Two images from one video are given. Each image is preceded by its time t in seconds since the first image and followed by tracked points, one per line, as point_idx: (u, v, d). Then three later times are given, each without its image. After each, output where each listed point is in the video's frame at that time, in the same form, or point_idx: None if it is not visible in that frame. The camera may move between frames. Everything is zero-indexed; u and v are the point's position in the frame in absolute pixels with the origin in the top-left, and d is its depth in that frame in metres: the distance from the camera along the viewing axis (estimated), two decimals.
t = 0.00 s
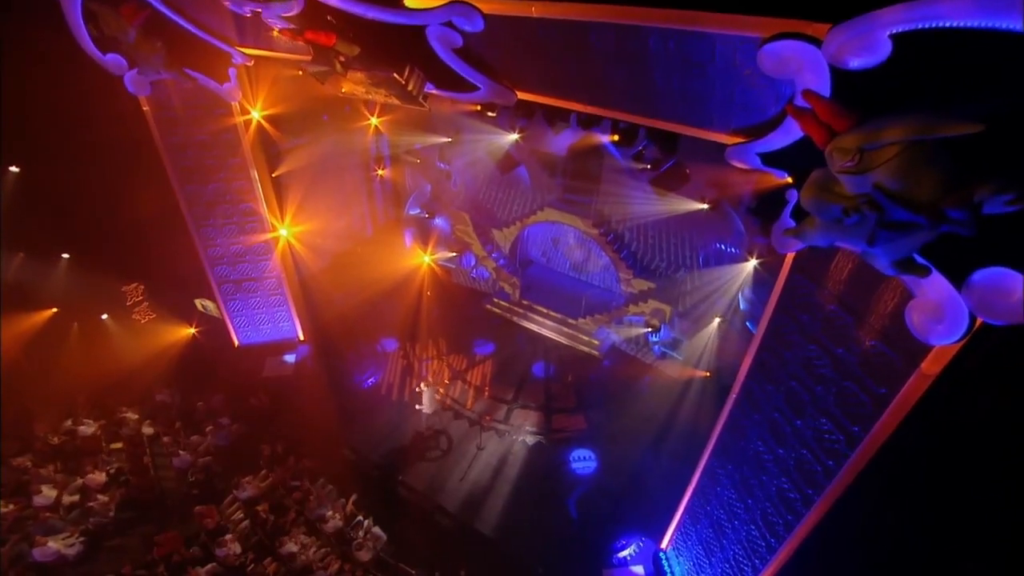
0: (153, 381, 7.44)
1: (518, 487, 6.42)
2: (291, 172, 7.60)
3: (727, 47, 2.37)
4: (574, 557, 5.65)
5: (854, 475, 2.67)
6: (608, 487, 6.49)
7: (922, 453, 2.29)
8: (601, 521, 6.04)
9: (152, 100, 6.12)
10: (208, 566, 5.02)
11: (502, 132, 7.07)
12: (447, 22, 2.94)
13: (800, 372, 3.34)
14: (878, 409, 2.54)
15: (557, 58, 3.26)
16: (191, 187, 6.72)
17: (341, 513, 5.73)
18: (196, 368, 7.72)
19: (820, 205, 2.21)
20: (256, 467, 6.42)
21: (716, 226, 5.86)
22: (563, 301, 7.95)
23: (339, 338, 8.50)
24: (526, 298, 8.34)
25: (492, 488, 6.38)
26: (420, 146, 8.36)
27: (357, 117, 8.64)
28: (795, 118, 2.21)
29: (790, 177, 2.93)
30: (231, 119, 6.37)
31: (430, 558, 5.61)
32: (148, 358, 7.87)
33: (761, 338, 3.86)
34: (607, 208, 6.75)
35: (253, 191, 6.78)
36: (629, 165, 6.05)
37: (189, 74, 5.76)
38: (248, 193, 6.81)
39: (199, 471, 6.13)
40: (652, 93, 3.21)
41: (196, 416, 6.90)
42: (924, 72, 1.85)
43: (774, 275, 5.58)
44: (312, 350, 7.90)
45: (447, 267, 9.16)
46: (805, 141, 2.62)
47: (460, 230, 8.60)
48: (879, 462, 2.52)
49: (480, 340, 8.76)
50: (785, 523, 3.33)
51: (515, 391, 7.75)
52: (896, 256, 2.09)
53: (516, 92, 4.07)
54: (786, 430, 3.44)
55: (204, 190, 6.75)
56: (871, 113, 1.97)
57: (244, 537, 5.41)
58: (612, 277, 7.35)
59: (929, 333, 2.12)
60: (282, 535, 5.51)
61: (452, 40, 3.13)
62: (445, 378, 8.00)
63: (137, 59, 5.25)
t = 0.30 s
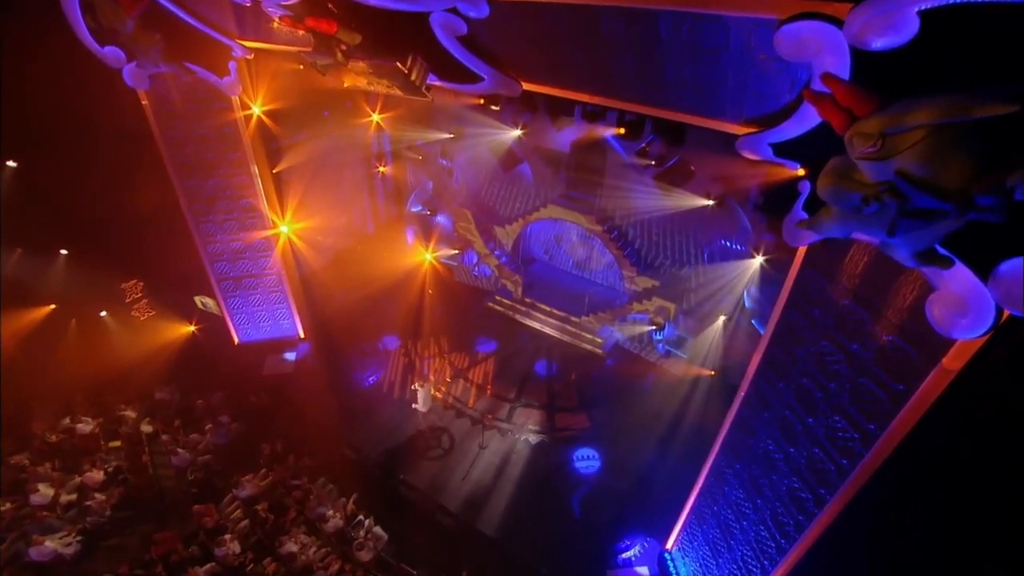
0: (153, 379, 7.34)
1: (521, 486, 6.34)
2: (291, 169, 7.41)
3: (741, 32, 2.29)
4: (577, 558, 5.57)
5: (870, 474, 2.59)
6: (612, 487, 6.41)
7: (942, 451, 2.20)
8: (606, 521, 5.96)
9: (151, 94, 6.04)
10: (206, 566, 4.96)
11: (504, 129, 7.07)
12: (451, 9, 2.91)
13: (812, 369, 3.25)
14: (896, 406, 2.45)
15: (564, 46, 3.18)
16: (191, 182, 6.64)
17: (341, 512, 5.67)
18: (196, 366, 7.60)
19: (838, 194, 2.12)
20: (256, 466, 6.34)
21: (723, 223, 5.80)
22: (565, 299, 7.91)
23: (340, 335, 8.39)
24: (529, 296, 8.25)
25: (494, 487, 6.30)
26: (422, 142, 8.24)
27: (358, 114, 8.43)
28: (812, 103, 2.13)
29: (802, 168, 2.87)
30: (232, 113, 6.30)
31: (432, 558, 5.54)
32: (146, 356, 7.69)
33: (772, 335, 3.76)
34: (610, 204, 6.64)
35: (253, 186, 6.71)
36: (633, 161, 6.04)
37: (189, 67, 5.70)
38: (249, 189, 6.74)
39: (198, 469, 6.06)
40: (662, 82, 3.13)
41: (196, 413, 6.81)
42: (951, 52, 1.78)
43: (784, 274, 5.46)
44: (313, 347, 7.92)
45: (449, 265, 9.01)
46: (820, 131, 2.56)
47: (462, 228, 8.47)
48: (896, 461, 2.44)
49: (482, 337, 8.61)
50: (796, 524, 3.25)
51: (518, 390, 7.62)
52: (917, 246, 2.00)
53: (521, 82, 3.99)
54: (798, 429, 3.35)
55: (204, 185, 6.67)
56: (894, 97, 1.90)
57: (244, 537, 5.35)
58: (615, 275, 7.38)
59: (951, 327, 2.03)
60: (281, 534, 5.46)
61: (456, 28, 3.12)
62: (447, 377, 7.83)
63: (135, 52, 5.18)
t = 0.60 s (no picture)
0: (152, 376, 7.25)
1: (525, 485, 6.25)
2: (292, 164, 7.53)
3: (759, 10, 2.23)
4: (582, 558, 5.49)
5: (888, 473, 2.49)
6: (617, 487, 6.32)
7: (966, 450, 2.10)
8: (611, 521, 5.87)
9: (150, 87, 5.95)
10: (204, 565, 4.92)
11: (507, 123, 7.02)
12: None
13: (826, 364, 3.13)
14: (917, 402, 2.35)
15: (572, 31, 3.08)
16: (190, 176, 6.55)
17: (342, 511, 5.59)
18: (195, 363, 7.51)
19: (860, 180, 2.04)
20: (256, 464, 6.25)
21: (730, 218, 5.68)
22: (569, 297, 7.78)
23: (341, 333, 8.28)
24: (531, 293, 8.10)
25: (498, 486, 6.21)
26: (425, 138, 8.16)
27: (359, 109, 8.48)
28: (834, 85, 2.03)
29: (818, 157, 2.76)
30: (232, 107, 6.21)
31: (434, 558, 5.47)
32: (144, 355, 7.53)
33: (784, 330, 3.63)
34: (615, 200, 6.56)
35: (254, 181, 6.63)
36: (638, 156, 5.99)
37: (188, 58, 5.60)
38: (249, 183, 6.65)
39: (197, 467, 5.98)
40: (673, 67, 3.03)
41: (195, 410, 6.72)
42: (987, 26, 1.68)
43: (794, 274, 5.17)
44: (314, 345, 7.82)
45: (451, 262, 8.94)
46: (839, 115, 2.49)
47: (465, 224, 8.40)
48: (916, 459, 2.35)
49: (484, 336, 8.42)
50: (810, 524, 3.16)
51: (521, 388, 7.52)
52: (943, 235, 1.93)
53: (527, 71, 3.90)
54: (812, 427, 3.24)
55: (203, 180, 6.58)
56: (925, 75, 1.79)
57: (243, 537, 5.29)
58: (619, 272, 7.34)
59: (980, 319, 1.92)
60: (281, 534, 5.39)
61: (462, 14, 3.02)
62: (449, 374, 7.68)
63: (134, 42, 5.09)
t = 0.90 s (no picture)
0: (150, 373, 7.11)
1: (529, 484, 6.15)
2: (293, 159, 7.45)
3: None
4: (587, 558, 5.38)
5: (910, 471, 2.39)
6: (622, 486, 6.22)
7: (995, 445, 2.01)
8: (616, 520, 5.78)
9: (148, 79, 5.87)
10: (202, 564, 4.84)
11: (511, 118, 6.98)
12: None
13: (843, 359, 3.02)
14: (943, 397, 2.25)
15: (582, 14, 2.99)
16: (190, 170, 6.46)
17: (342, 510, 5.51)
18: (194, 359, 7.42)
19: (886, 162, 1.92)
20: (256, 462, 6.16)
21: (737, 212, 5.64)
22: (572, 293, 7.57)
23: (342, 331, 8.17)
24: (535, 290, 7.90)
25: (501, 485, 6.11)
26: (427, 133, 8.09)
27: (361, 104, 8.41)
28: (859, 62, 1.95)
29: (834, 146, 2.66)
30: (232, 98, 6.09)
31: (435, 558, 5.38)
32: (144, 353, 7.40)
33: (796, 324, 3.50)
34: (619, 196, 6.48)
35: (254, 175, 6.52)
36: (643, 151, 5.94)
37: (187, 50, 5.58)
38: (249, 178, 6.56)
39: (196, 465, 5.90)
40: (687, 48, 2.94)
41: (194, 408, 6.63)
42: None
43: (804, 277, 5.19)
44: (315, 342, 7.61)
45: (454, 259, 8.76)
46: (854, 101, 2.38)
47: (468, 221, 8.27)
48: (941, 455, 2.25)
49: (487, 333, 8.42)
50: (825, 524, 3.06)
51: (524, 385, 7.47)
52: (975, 221, 1.82)
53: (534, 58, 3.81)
54: (828, 424, 3.13)
55: (203, 174, 6.49)
56: (959, 50, 1.71)
57: (242, 535, 5.21)
58: (624, 268, 7.02)
59: (1012, 309, 1.81)
60: (281, 533, 5.30)
61: None
62: (452, 371, 7.62)
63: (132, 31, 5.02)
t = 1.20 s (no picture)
0: (148, 369, 7.00)
1: (532, 483, 6.04)
2: (293, 153, 7.56)
3: None
4: (592, 558, 5.28)
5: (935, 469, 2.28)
6: (628, 484, 6.11)
7: None
8: (621, 520, 5.67)
9: (147, 70, 5.77)
10: (201, 564, 4.75)
11: (514, 111, 6.81)
12: None
13: (863, 351, 2.91)
14: (974, 390, 2.15)
15: None
16: (190, 163, 6.35)
17: (344, 508, 5.43)
18: (193, 354, 7.28)
19: (919, 141, 1.84)
20: (255, 460, 6.06)
21: (746, 208, 5.50)
22: (577, 290, 7.52)
23: (343, 327, 8.04)
24: (539, 287, 7.85)
25: (505, 484, 6.00)
26: (430, 128, 7.99)
27: (362, 99, 8.25)
28: (891, 33, 1.86)
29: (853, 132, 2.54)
30: (233, 90, 5.99)
31: (437, 558, 5.28)
32: (142, 347, 7.25)
33: (812, 315, 3.39)
34: (625, 191, 6.41)
35: (255, 168, 6.42)
36: (648, 145, 5.77)
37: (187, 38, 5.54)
38: (250, 171, 6.45)
39: (195, 462, 5.82)
40: (703, 27, 2.84)
41: (193, 405, 6.50)
42: None
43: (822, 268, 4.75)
44: (315, 338, 7.65)
45: (455, 256, 8.75)
46: (876, 82, 2.34)
47: (471, 216, 8.19)
48: (969, 452, 2.14)
49: (490, 329, 8.25)
50: (841, 523, 2.96)
51: (528, 381, 7.29)
52: (1013, 204, 1.69)
53: (542, 43, 3.74)
54: (846, 420, 3.02)
55: (203, 167, 6.38)
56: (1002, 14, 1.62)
57: (241, 534, 5.15)
58: (628, 265, 7.11)
59: None
60: (281, 532, 5.22)
61: None
62: (454, 369, 7.49)
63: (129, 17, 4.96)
